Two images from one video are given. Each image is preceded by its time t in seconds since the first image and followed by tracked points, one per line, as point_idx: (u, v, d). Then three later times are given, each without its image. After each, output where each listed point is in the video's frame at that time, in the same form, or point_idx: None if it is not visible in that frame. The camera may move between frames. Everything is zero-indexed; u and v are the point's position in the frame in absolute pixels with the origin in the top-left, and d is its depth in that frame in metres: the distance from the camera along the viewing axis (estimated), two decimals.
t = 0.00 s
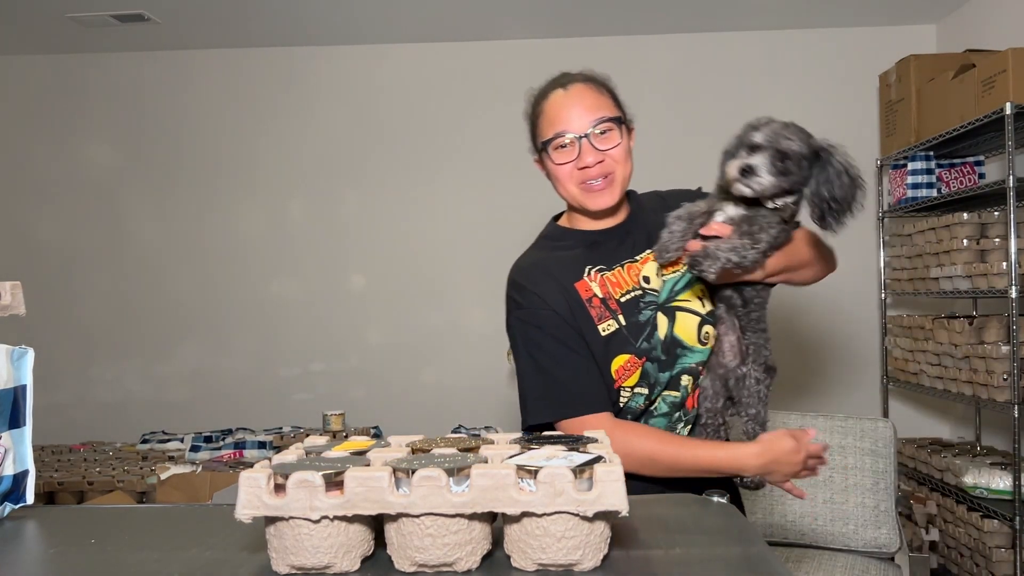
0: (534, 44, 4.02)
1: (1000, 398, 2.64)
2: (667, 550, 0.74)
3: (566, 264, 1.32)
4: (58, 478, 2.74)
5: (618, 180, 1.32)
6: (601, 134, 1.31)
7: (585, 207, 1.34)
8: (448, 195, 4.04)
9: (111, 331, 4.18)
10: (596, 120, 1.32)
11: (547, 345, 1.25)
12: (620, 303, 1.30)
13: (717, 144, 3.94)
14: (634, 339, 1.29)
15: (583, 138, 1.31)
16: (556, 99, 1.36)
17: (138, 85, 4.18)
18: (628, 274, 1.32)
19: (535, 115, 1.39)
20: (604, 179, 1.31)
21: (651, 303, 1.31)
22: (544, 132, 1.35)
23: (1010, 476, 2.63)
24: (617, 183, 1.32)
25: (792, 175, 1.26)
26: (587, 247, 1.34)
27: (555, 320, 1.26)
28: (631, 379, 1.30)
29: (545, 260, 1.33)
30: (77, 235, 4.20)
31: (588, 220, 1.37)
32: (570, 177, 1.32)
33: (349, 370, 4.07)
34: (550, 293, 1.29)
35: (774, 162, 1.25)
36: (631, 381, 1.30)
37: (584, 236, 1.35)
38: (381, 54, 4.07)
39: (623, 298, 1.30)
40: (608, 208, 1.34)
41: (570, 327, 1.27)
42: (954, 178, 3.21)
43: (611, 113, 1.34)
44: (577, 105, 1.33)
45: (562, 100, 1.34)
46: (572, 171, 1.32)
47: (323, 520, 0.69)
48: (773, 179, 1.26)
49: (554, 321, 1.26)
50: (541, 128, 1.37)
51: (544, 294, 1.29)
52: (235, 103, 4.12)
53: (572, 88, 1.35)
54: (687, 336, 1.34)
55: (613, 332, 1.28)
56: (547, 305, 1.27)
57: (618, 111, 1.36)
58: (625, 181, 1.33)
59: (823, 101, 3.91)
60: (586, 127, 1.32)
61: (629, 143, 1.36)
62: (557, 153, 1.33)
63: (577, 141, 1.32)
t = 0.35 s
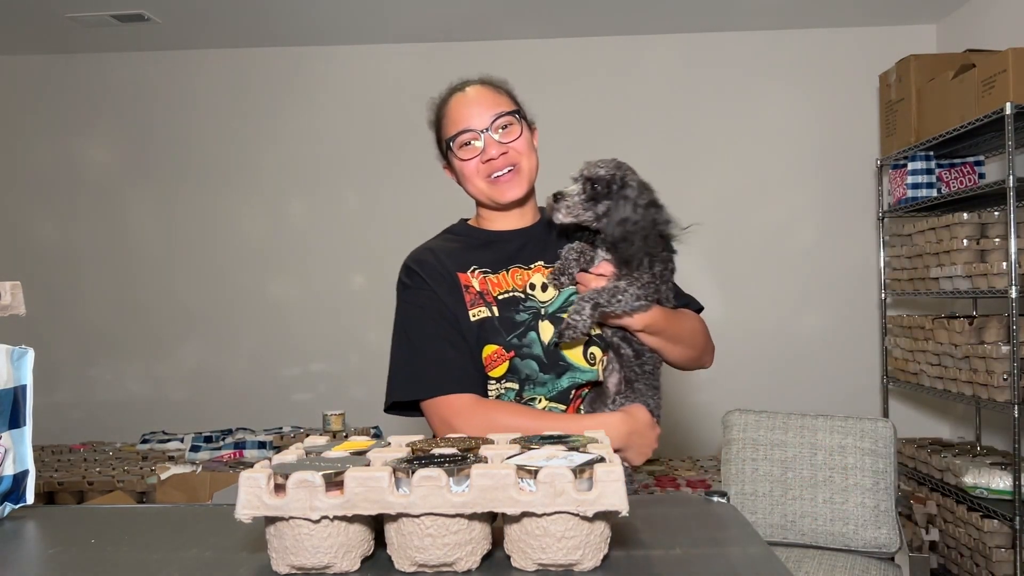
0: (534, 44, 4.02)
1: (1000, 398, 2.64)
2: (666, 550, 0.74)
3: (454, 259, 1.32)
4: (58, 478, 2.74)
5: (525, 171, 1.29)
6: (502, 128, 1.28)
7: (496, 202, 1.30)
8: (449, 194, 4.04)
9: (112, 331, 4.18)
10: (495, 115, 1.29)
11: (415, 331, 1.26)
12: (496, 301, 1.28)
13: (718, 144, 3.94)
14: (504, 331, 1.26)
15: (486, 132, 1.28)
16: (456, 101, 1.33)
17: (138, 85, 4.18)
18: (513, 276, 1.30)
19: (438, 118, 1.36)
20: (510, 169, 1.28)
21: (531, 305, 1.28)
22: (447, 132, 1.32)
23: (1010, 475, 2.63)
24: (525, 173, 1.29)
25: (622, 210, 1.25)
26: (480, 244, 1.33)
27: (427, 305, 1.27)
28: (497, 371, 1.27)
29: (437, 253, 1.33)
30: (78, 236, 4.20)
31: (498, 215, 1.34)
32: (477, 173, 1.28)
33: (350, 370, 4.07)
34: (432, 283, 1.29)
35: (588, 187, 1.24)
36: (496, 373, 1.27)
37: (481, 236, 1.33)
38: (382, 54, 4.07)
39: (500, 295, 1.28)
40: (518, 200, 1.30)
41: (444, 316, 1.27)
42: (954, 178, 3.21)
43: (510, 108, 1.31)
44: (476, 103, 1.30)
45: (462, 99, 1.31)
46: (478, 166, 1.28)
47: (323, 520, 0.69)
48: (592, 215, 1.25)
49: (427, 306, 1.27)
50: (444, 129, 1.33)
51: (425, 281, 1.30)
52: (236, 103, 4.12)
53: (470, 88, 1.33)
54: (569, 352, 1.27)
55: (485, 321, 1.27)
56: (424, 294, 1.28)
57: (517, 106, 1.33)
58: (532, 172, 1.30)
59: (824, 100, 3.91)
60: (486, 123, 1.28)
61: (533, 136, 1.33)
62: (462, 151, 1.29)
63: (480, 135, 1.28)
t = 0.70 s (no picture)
0: (535, 44, 4.02)
1: (1000, 398, 2.63)
2: (666, 550, 0.74)
3: (426, 246, 1.29)
4: (58, 478, 2.74)
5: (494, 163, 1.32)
6: (470, 123, 1.30)
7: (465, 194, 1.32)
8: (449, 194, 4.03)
9: (111, 331, 4.18)
10: (463, 110, 1.30)
11: (390, 313, 1.20)
12: (473, 286, 1.27)
13: (718, 144, 3.94)
14: (479, 313, 1.25)
15: (454, 126, 1.30)
16: (427, 96, 1.34)
17: (138, 85, 4.18)
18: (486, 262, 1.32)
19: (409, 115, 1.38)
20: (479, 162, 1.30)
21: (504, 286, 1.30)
22: (417, 129, 1.34)
23: (1010, 476, 2.63)
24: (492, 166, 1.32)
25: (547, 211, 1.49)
26: (451, 234, 1.32)
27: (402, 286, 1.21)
28: (472, 353, 1.24)
29: (409, 240, 1.30)
30: (78, 236, 4.20)
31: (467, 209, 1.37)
32: (446, 166, 1.31)
33: (350, 370, 4.07)
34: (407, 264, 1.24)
35: (512, 198, 1.44)
36: (470, 357, 1.24)
37: (450, 228, 1.33)
38: (383, 54, 4.07)
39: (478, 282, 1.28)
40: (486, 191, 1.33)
41: (423, 296, 1.21)
42: (954, 178, 3.20)
43: (478, 103, 1.33)
44: (444, 99, 1.31)
45: (430, 96, 1.33)
46: (447, 159, 1.30)
47: (323, 520, 0.69)
48: (519, 223, 1.40)
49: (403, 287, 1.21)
50: (414, 124, 1.35)
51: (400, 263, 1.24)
52: (236, 103, 4.12)
53: (439, 87, 1.34)
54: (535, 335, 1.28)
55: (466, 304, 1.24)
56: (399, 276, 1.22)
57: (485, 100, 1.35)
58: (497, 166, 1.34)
59: (825, 101, 3.91)
60: (454, 117, 1.30)
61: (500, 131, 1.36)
62: (431, 145, 1.31)
63: (449, 129, 1.30)
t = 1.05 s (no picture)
0: (535, 44, 4.02)
1: (1000, 398, 2.63)
2: (666, 550, 0.74)
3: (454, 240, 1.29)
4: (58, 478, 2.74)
5: (501, 154, 1.33)
6: (476, 119, 1.34)
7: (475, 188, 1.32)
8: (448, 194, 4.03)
9: (111, 331, 4.18)
10: (467, 108, 1.35)
11: (423, 301, 1.20)
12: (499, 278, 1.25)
13: (718, 144, 3.94)
14: (514, 299, 1.24)
15: (460, 123, 1.34)
16: (433, 103, 1.40)
17: (138, 85, 4.18)
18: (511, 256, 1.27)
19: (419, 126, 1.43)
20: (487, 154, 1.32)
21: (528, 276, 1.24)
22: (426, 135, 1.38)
23: (1010, 476, 2.63)
24: (502, 158, 1.33)
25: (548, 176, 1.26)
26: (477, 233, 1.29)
27: (433, 272, 1.22)
28: (513, 337, 1.22)
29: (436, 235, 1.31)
30: (78, 236, 4.20)
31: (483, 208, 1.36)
32: (454, 162, 1.31)
33: (349, 370, 4.07)
34: (437, 254, 1.25)
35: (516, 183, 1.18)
36: (513, 340, 1.22)
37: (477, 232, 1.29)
38: (383, 54, 4.07)
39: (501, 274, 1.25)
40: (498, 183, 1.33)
41: (454, 278, 1.21)
42: (954, 178, 3.21)
43: (482, 102, 1.38)
44: (450, 101, 1.36)
45: (436, 103, 1.38)
46: (455, 155, 1.32)
47: (323, 520, 0.69)
48: (526, 210, 1.17)
49: (434, 274, 1.22)
50: (422, 131, 1.39)
51: (431, 254, 1.25)
52: (236, 103, 4.12)
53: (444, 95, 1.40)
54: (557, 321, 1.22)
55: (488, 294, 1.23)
56: (428, 266, 1.23)
57: (490, 100, 1.40)
58: (509, 159, 1.34)
59: (825, 101, 3.91)
60: (460, 115, 1.34)
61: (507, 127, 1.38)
62: (439, 144, 1.34)
63: (456, 127, 1.34)
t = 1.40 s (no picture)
0: (535, 44, 4.02)
1: (1000, 398, 2.63)
2: (666, 549, 0.74)
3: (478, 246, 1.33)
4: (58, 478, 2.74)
5: (536, 154, 1.38)
6: (513, 117, 1.38)
7: (508, 186, 1.37)
8: (448, 194, 4.03)
9: (111, 331, 4.18)
10: (506, 105, 1.39)
11: (448, 308, 1.22)
12: (523, 286, 1.29)
13: (718, 145, 3.94)
14: (539, 307, 1.26)
15: (498, 121, 1.38)
16: (468, 95, 1.44)
17: (138, 85, 4.18)
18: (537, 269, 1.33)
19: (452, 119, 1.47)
20: (523, 154, 1.37)
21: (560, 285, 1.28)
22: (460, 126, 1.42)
23: (1010, 476, 2.63)
24: (534, 159, 1.38)
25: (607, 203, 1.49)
26: (504, 239, 1.37)
27: (458, 279, 1.24)
28: (541, 345, 1.24)
29: (459, 240, 1.34)
30: (78, 236, 4.20)
31: (513, 207, 1.41)
32: (488, 159, 1.36)
33: (349, 370, 4.07)
34: (460, 261, 1.27)
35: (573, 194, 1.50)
36: (541, 348, 1.24)
37: (506, 235, 1.37)
38: (383, 54, 4.07)
39: (527, 283, 1.29)
40: (529, 183, 1.38)
41: (479, 284, 1.24)
42: (954, 178, 3.21)
43: (520, 100, 1.42)
44: (487, 96, 1.40)
45: (473, 96, 1.42)
46: (490, 152, 1.36)
47: (324, 520, 0.69)
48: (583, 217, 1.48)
49: (459, 280, 1.24)
50: (457, 123, 1.43)
51: (454, 260, 1.27)
52: (236, 103, 4.12)
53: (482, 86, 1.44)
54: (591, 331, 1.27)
55: (514, 298, 1.25)
56: (452, 273, 1.25)
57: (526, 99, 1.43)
58: (542, 159, 1.39)
59: (825, 101, 3.91)
60: (498, 112, 1.38)
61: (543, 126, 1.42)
62: (474, 139, 1.38)
63: (494, 124, 1.38)
